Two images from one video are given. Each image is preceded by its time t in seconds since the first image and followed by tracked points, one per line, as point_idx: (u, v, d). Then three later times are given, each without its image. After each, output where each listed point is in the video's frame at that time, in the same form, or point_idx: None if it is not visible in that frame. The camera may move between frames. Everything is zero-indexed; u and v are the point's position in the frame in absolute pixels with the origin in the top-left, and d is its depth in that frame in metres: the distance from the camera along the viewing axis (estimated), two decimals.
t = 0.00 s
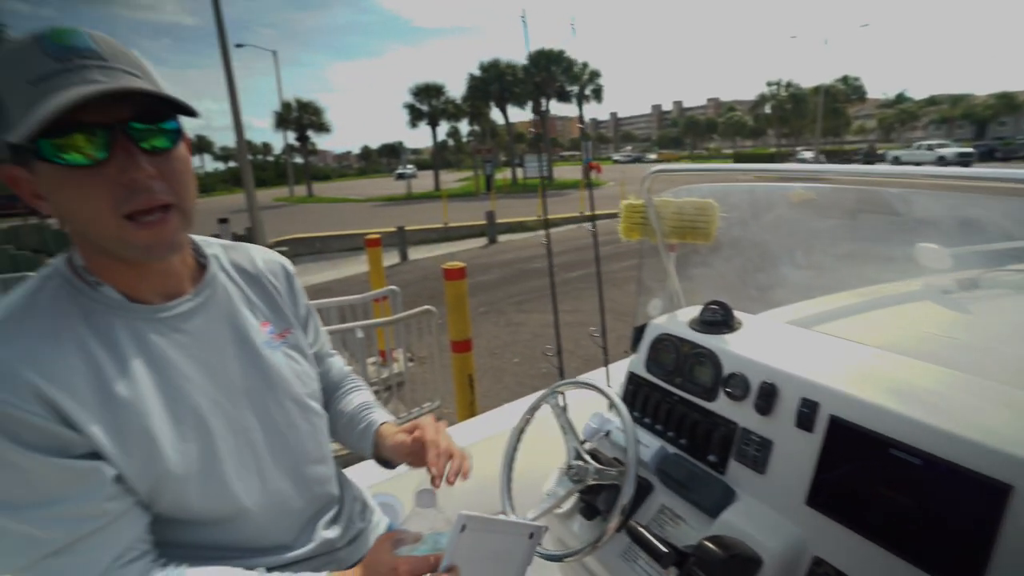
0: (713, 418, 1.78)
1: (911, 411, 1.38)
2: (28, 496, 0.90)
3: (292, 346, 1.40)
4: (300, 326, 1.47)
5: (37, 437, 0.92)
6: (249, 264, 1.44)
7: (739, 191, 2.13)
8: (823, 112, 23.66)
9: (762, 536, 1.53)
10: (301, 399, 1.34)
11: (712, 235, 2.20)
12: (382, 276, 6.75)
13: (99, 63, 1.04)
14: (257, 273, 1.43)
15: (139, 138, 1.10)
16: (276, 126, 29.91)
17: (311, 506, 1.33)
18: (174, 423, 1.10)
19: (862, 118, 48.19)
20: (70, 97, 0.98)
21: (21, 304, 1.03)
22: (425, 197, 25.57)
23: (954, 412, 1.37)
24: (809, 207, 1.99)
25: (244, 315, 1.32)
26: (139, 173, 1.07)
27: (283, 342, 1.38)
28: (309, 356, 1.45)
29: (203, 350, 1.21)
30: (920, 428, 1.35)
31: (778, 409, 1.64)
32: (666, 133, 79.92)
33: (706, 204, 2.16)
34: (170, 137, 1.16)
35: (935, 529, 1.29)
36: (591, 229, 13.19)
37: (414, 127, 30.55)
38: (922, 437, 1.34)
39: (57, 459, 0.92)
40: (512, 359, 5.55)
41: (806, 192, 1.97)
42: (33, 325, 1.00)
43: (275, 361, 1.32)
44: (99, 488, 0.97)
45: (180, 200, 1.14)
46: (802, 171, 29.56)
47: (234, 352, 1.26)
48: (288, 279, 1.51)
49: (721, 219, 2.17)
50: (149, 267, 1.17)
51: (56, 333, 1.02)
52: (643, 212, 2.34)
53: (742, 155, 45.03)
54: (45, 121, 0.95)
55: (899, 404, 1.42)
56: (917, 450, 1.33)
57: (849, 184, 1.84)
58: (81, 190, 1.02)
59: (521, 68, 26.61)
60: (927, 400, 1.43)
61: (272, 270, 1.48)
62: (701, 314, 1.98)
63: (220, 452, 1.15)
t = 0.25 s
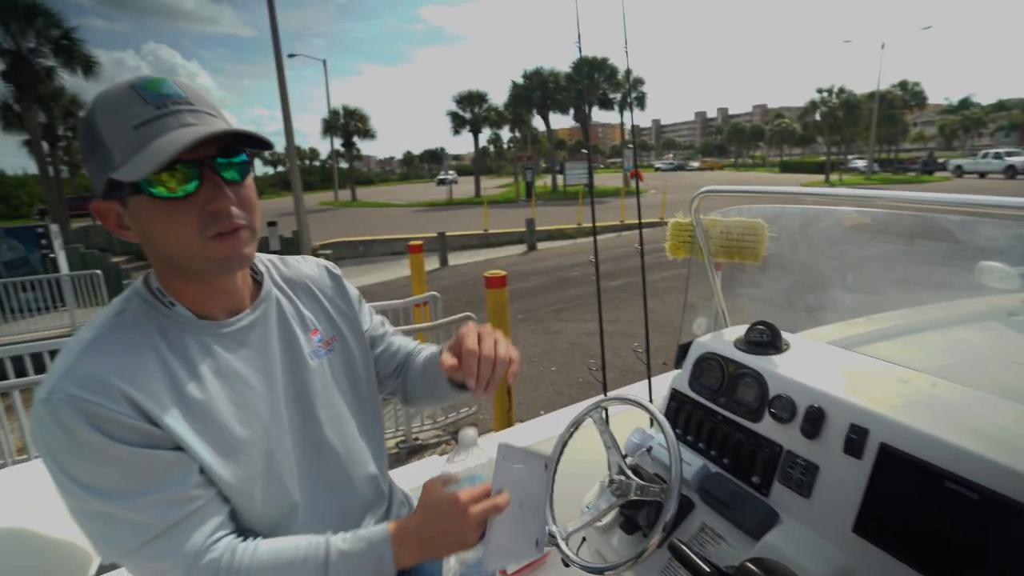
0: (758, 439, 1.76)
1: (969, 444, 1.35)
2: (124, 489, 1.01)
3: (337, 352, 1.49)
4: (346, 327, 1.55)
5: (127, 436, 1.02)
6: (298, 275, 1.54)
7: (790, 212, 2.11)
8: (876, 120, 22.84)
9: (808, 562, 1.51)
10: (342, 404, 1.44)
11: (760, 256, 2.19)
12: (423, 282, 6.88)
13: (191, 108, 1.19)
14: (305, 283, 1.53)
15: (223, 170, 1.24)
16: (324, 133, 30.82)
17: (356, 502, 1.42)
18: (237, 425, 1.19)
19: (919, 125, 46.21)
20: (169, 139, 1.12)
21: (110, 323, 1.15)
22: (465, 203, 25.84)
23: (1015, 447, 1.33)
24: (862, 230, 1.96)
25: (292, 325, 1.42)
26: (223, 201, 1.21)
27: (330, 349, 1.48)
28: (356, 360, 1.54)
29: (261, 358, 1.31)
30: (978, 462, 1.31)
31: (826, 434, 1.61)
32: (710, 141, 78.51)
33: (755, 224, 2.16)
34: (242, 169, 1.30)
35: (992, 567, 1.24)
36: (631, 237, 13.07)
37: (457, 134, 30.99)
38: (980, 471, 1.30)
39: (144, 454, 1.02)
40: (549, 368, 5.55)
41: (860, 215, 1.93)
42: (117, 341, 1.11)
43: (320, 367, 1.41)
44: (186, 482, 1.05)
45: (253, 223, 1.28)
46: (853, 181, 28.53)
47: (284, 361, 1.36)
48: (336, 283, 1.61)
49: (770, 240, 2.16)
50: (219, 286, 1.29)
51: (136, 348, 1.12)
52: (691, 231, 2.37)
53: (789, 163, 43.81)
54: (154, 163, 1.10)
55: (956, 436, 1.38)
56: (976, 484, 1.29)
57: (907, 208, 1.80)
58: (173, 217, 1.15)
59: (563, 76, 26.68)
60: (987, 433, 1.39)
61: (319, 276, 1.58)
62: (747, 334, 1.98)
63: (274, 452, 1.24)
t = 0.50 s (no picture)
0: (779, 455, 1.76)
1: (994, 470, 1.33)
2: (192, 475, 1.06)
3: (366, 346, 1.55)
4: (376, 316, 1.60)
5: (189, 427, 1.08)
6: (326, 272, 1.59)
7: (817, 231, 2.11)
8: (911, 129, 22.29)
9: None
10: (368, 398, 1.52)
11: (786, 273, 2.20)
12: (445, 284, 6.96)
13: (237, 127, 1.26)
14: (333, 280, 1.59)
15: (267, 185, 1.31)
16: (351, 133, 31.28)
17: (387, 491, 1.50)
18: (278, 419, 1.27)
19: (956, 135, 44.97)
20: (222, 157, 1.19)
21: (158, 333, 1.21)
22: (488, 205, 25.96)
23: None
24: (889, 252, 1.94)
25: (323, 325, 1.48)
26: (269, 214, 1.28)
27: (359, 343, 1.54)
28: (385, 352, 1.59)
29: (297, 356, 1.38)
30: (1001, 488, 1.29)
31: (847, 454, 1.61)
32: (738, 148, 77.52)
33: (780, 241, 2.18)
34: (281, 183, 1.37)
35: None
36: (654, 244, 12.96)
37: (483, 137, 31.18)
38: (1004, 498, 1.28)
39: (205, 442, 1.08)
40: (568, 374, 5.55)
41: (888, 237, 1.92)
42: (168, 346, 1.17)
43: (348, 363, 1.48)
44: (246, 466, 1.11)
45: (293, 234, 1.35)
46: (885, 191, 27.89)
47: (316, 359, 1.43)
48: (362, 274, 1.66)
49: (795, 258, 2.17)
50: (257, 294, 1.35)
51: (186, 350, 1.19)
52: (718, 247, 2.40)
53: (819, 172, 43.01)
54: (211, 181, 1.17)
55: (980, 461, 1.37)
56: (998, 510, 1.28)
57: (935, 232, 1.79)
58: (223, 230, 1.22)
59: (590, 80, 26.65)
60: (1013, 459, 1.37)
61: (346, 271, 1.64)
62: (770, 350, 1.99)
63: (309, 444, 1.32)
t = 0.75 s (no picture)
0: (803, 465, 1.74)
1: None
2: (231, 466, 1.11)
3: (401, 351, 1.58)
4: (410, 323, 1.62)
5: (231, 420, 1.13)
6: (364, 276, 1.62)
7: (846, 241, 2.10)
8: (950, 134, 21.60)
9: None
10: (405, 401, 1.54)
11: (815, 282, 2.21)
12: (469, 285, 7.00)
13: (314, 142, 1.36)
14: (370, 285, 1.62)
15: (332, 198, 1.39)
16: (378, 133, 31.66)
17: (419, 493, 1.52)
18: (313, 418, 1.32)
19: (996, 140, 43.59)
20: (311, 169, 1.29)
21: (204, 330, 1.27)
22: (512, 206, 26.02)
23: None
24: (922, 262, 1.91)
25: (358, 329, 1.52)
26: (337, 225, 1.36)
27: (394, 348, 1.56)
28: (418, 357, 1.61)
29: (333, 358, 1.42)
30: None
31: (873, 465, 1.59)
32: (766, 151, 76.29)
33: (811, 250, 2.18)
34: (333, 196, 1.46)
35: None
36: (680, 248, 12.82)
37: (507, 138, 31.27)
38: None
39: (247, 435, 1.13)
40: (590, 377, 5.54)
41: (923, 247, 1.89)
42: (212, 343, 1.23)
43: (383, 367, 1.50)
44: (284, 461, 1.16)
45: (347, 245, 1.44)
46: (919, 197, 27.16)
47: (351, 361, 1.47)
48: (398, 279, 1.68)
49: (826, 266, 2.17)
50: (303, 298, 1.42)
51: (229, 348, 1.24)
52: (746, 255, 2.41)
53: (850, 177, 42.08)
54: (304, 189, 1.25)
55: (1011, 477, 1.34)
56: None
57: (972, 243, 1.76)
58: (298, 236, 1.28)
59: (617, 82, 26.55)
60: None
61: (382, 276, 1.66)
62: (796, 359, 1.97)
63: (343, 443, 1.36)
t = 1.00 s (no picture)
0: (831, 473, 1.71)
1: None
2: (271, 474, 1.20)
3: (436, 362, 1.61)
4: (444, 337, 1.66)
5: (272, 429, 1.21)
6: (402, 286, 1.67)
7: (877, 247, 2.07)
8: (988, 135, 20.93)
9: None
10: (441, 410, 1.57)
11: (844, 287, 2.18)
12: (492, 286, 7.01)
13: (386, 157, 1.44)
14: (408, 294, 1.66)
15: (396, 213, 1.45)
16: (403, 135, 32.00)
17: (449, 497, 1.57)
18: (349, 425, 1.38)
19: None
20: (385, 182, 1.37)
21: (249, 335, 1.33)
22: (535, 208, 26.05)
23: None
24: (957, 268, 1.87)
25: (395, 338, 1.56)
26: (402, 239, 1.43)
27: (428, 359, 1.60)
28: (452, 368, 1.65)
29: (369, 366, 1.47)
30: None
31: (906, 475, 1.56)
32: (794, 152, 74.96)
33: (841, 255, 2.15)
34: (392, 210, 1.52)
35: None
36: (704, 251, 12.67)
37: (531, 139, 31.32)
38: None
39: (287, 444, 1.21)
40: (612, 379, 5.52)
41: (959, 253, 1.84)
42: (257, 350, 1.30)
43: (418, 377, 1.54)
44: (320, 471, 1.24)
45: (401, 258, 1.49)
46: (954, 200, 26.39)
47: (388, 369, 1.51)
48: (437, 290, 1.72)
49: (856, 272, 2.14)
50: (349, 306, 1.46)
51: (272, 355, 1.31)
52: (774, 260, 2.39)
53: (881, 179, 41.10)
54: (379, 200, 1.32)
55: None
56: None
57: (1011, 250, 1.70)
58: (364, 244, 1.34)
59: (641, 83, 26.42)
60: None
61: (420, 287, 1.70)
62: (825, 366, 1.94)
63: (377, 449, 1.42)
